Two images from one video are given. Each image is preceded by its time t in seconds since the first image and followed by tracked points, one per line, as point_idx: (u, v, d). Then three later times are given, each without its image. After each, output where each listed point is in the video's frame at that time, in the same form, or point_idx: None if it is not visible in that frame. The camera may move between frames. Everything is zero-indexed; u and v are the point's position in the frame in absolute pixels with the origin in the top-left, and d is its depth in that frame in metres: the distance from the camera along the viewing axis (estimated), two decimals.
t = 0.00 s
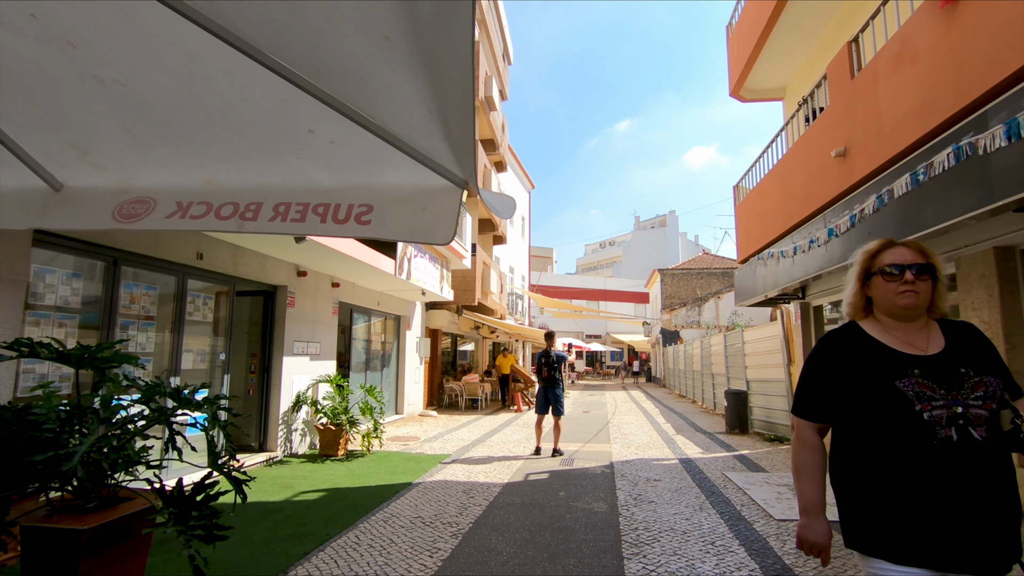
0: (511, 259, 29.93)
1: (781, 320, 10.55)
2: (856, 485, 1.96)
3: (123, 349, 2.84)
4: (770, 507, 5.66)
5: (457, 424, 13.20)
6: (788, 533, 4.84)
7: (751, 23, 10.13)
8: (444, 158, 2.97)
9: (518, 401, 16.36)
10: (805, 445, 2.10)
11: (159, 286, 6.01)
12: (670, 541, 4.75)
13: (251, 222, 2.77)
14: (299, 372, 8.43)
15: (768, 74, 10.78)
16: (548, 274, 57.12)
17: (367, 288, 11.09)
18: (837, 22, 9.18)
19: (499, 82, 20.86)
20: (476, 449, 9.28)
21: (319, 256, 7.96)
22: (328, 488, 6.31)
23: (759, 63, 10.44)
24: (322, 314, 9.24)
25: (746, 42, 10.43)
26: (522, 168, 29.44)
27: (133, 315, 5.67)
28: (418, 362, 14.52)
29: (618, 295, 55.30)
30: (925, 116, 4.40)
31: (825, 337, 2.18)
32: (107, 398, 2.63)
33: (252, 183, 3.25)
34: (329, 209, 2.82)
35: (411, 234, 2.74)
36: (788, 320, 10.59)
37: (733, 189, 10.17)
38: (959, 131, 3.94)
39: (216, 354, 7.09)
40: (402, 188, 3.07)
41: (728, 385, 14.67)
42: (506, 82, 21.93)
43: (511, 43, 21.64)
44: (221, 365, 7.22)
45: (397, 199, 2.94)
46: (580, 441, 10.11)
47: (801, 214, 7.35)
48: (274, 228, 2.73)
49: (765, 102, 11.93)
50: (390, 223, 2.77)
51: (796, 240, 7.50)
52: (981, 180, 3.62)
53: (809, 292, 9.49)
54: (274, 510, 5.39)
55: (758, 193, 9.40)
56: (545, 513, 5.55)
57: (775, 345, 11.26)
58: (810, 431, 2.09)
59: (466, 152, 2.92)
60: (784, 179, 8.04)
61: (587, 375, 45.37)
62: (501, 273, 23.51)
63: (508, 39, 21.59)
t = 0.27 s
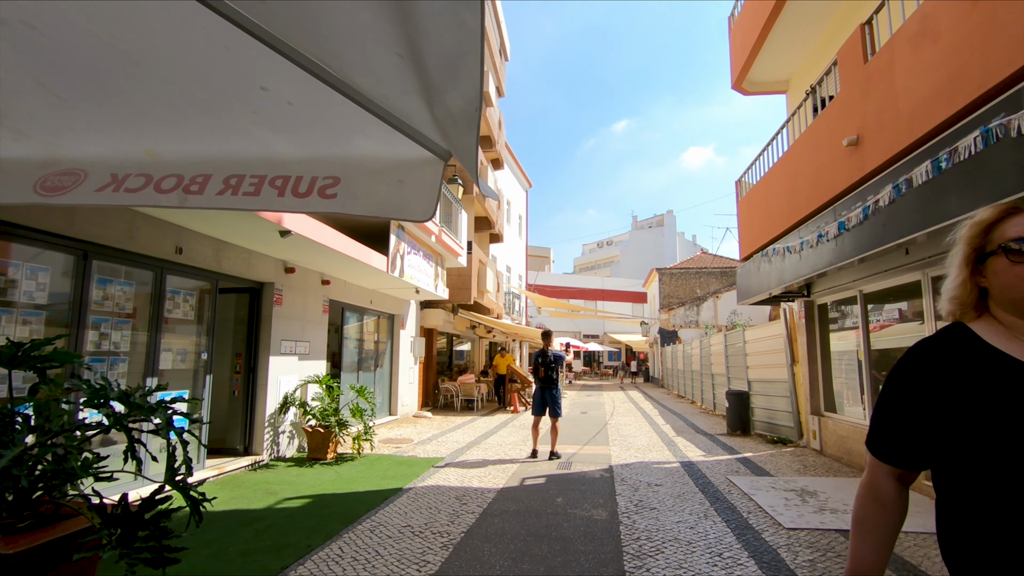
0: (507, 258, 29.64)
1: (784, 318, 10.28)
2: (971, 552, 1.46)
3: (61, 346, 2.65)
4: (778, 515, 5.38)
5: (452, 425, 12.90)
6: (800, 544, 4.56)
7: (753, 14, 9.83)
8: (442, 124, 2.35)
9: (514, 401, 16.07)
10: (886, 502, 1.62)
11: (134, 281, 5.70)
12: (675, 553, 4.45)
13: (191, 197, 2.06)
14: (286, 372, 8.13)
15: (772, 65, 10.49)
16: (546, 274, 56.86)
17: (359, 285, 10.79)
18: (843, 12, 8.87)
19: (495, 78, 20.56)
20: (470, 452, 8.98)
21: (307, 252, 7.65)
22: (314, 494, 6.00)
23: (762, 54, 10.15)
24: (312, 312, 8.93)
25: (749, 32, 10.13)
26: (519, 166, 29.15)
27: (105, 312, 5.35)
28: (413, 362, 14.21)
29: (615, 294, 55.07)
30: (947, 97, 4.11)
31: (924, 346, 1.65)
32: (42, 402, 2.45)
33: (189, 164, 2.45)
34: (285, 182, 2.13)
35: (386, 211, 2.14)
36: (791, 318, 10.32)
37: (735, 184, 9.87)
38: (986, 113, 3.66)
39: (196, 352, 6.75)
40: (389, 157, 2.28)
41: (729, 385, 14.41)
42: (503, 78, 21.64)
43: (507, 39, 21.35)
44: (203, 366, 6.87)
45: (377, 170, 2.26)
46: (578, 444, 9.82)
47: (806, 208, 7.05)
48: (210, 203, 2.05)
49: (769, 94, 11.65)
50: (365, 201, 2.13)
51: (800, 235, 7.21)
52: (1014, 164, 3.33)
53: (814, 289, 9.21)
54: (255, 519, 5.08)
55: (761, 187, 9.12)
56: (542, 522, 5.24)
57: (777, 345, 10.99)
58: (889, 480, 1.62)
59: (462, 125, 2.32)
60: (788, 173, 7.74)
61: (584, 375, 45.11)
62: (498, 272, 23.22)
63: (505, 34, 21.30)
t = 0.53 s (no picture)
0: (504, 257, 29.38)
1: (786, 319, 10.04)
2: None
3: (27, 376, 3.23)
4: (782, 524, 5.12)
5: (445, 428, 12.61)
6: (807, 557, 4.29)
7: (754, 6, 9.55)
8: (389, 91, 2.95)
9: (510, 403, 15.79)
10: None
11: (105, 277, 5.38)
12: (675, 567, 4.18)
13: (111, 161, 3.04)
14: (272, 373, 7.84)
15: (772, 59, 10.23)
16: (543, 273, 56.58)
17: (350, 284, 10.51)
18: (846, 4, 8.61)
19: (492, 74, 20.28)
20: (463, 456, 8.70)
21: (291, 249, 7.35)
22: (296, 502, 5.72)
23: (763, 47, 9.89)
24: (299, 311, 8.65)
25: (749, 25, 9.87)
26: (516, 165, 28.91)
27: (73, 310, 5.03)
28: (406, 363, 13.92)
29: (613, 294, 54.84)
30: (966, 79, 3.86)
31: None
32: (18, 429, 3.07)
33: (129, 120, 3.26)
34: (224, 147, 3.19)
35: (327, 173, 3.27)
36: (792, 318, 10.08)
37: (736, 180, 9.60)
38: (1011, 94, 3.41)
39: (174, 352, 6.39)
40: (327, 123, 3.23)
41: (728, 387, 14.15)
42: (500, 74, 21.39)
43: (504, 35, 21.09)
44: (182, 367, 6.47)
45: (324, 137, 3.26)
46: (574, 447, 9.54)
47: (810, 203, 6.79)
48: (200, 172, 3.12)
49: (770, 88, 11.38)
50: (308, 164, 3.24)
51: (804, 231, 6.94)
52: None
53: (817, 288, 8.95)
54: (231, 529, 4.81)
55: (762, 183, 8.88)
56: (534, 532, 4.96)
57: (778, 346, 10.73)
58: None
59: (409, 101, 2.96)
60: (791, 167, 7.49)
61: (582, 375, 44.83)
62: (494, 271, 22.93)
63: (501, 30, 21.03)
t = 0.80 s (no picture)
0: (500, 256, 29.10)
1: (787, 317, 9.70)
2: None
3: None
4: (786, 534, 4.83)
5: (437, 429, 12.31)
6: (814, 572, 4.01)
7: None
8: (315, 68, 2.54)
9: (505, 403, 15.50)
10: None
11: (68, 273, 5.07)
12: None
13: None
14: (253, 375, 7.53)
15: (772, 50, 9.94)
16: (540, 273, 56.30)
17: (338, 282, 10.20)
18: None
19: (487, 69, 19.98)
20: (453, 460, 8.40)
21: (272, 244, 7.05)
22: (272, 511, 5.41)
23: (763, 38, 9.60)
24: (283, 310, 8.34)
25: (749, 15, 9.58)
26: (512, 163, 28.62)
27: (31, 308, 4.72)
28: (398, 363, 13.63)
29: (610, 294, 54.58)
30: (987, 55, 3.58)
31: None
32: None
33: None
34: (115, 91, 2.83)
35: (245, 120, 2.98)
36: (794, 317, 9.76)
37: (735, 175, 9.32)
38: None
39: (146, 352, 6.05)
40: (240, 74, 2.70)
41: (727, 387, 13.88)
42: (494, 70, 21.09)
43: (499, 30, 20.80)
44: (156, 368, 6.16)
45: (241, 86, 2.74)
46: (568, 450, 9.25)
47: (814, 196, 6.51)
48: (81, 110, 2.92)
49: (769, 81, 11.10)
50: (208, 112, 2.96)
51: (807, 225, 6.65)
52: None
53: (819, 286, 8.66)
54: (198, 542, 4.50)
55: (762, 178, 8.60)
56: (524, 544, 4.66)
57: (779, 345, 10.45)
58: None
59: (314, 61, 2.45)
60: (792, 159, 7.22)
61: (579, 376, 44.55)
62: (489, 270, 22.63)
63: (496, 25, 20.73)
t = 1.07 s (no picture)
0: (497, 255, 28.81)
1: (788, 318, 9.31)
2: None
3: None
4: (791, 548, 4.55)
5: (430, 432, 12.00)
6: None
7: None
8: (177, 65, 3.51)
9: (499, 405, 15.21)
10: None
11: (27, 270, 4.76)
12: None
13: None
14: (234, 377, 7.22)
15: (772, 43, 9.65)
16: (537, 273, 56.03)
17: (326, 281, 9.88)
18: None
19: (482, 66, 19.69)
20: (443, 466, 8.10)
21: (252, 241, 6.74)
22: (247, 523, 5.11)
23: (763, 30, 9.31)
24: (266, 311, 8.04)
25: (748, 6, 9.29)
26: (508, 161, 28.36)
27: None
28: (390, 364, 13.32)
29: (608, 294, 54.34)
30: (1012, 32, 3.31)
31: None
32: None
33: None
34: None
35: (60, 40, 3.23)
36: (795, 318, 9.38)
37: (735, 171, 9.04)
38: None
39: (115, 354, 5.72)
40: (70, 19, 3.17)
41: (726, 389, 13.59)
42: (489, 67, 20.82)
43: (495, 26, 20.52)
44: (127, 371, 5.85)
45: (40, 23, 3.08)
46: (563, 455, 8.96)
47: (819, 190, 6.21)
48: None
49: (769, 75, 10.82)
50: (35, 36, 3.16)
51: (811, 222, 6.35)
52: None
53: (822, 285, 8.35)
54: (162, 559, 4.19)
55: (763, 173, 8.33)
56: (512, 560, 4.37)
57: (779, 346, 10.17)
58: None
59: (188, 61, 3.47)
60: (795, 153, 6.93)
61: (576, 376, 44.26)
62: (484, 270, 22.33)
63: (492, 21, 20.45)
